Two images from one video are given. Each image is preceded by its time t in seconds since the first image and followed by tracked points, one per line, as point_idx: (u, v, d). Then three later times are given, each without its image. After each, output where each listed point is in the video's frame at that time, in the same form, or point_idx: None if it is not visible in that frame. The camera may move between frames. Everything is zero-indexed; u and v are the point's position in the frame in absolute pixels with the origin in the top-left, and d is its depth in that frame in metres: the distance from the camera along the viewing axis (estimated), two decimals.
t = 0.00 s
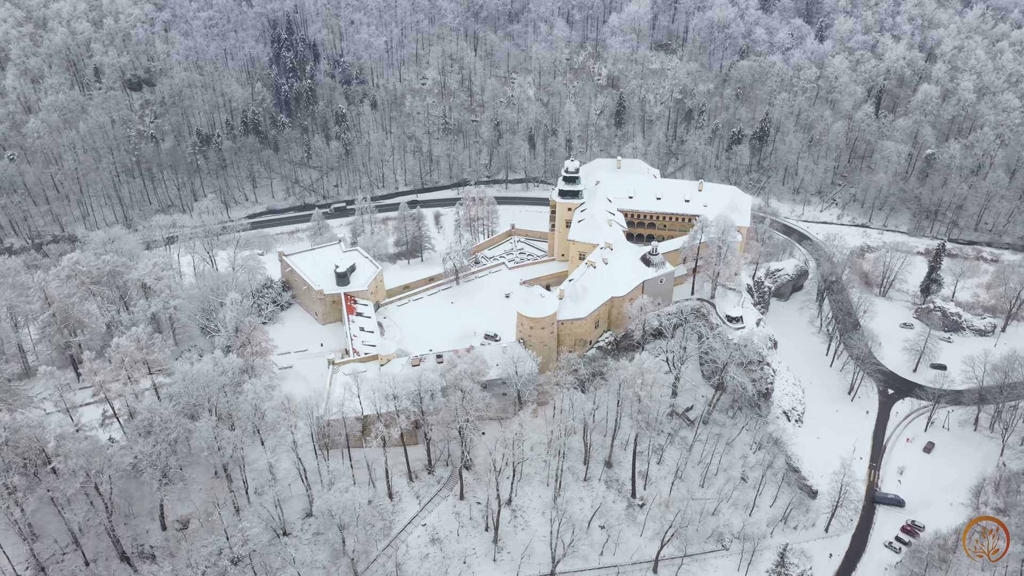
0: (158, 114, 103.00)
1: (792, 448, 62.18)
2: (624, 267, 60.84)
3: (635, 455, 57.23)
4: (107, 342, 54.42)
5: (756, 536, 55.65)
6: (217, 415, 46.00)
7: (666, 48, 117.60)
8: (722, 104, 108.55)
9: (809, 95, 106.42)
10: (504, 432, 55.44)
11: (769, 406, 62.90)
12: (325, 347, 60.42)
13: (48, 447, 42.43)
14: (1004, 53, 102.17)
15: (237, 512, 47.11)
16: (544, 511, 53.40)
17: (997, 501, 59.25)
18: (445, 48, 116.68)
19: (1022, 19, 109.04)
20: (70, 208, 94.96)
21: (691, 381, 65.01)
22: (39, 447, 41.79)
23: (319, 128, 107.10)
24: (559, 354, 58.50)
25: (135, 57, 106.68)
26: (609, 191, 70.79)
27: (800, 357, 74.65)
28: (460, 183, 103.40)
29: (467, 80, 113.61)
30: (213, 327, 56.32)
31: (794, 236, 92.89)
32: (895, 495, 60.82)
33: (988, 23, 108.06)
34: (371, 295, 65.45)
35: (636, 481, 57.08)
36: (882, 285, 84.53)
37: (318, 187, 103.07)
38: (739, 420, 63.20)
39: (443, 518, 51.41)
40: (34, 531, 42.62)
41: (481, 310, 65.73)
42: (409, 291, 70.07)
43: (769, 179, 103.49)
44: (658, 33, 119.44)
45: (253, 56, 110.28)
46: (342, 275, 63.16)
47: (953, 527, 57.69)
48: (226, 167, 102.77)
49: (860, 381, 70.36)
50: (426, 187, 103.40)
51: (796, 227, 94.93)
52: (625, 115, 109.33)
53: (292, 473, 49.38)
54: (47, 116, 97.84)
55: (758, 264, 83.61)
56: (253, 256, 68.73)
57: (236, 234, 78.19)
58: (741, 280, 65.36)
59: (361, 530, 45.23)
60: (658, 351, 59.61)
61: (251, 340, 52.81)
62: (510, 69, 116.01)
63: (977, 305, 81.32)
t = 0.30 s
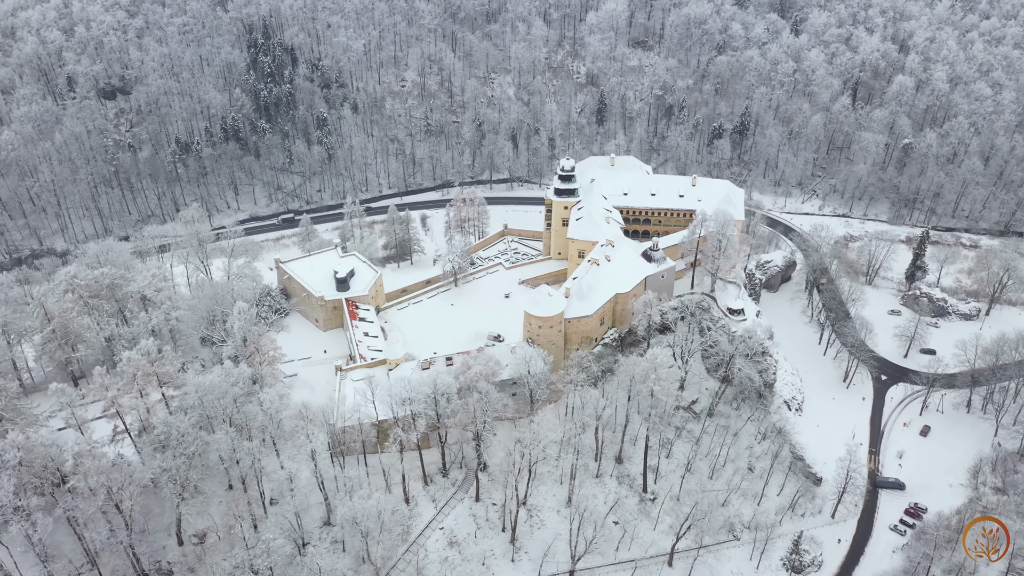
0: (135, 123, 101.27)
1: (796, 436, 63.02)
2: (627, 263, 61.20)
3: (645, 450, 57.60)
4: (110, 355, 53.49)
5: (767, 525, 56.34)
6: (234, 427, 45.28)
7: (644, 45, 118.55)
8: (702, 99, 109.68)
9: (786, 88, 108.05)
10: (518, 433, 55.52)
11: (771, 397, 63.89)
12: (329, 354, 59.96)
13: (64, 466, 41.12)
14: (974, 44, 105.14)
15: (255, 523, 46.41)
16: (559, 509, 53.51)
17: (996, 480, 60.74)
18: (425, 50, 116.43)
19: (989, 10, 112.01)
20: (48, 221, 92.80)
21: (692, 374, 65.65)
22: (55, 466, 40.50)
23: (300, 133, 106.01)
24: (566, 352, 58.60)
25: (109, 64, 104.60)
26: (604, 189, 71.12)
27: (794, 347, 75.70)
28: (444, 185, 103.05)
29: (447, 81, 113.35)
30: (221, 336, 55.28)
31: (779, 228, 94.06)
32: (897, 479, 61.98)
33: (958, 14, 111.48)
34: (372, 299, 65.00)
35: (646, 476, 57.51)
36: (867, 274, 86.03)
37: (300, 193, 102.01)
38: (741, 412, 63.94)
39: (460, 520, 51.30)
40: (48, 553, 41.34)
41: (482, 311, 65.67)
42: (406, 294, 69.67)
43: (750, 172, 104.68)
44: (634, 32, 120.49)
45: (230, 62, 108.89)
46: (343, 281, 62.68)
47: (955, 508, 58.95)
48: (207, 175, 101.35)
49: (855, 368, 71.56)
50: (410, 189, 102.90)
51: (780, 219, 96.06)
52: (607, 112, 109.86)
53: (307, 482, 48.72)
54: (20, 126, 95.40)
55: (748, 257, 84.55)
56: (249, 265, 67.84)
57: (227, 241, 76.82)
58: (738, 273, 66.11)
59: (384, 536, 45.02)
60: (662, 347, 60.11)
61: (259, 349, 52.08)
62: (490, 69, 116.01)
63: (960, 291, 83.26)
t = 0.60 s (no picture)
0: (112, 132, 99.28)
1: (798, 425, 63.88)
2: (628, 259, 61.62)
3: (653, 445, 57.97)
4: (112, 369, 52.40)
5: (776, 514, 57.04)
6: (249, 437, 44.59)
7: (622, 43, 119.55)
8: (682, 95, 110.75)
9: (764, 83, 109.54)
10: (529, 432, 55.52)
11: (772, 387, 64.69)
12: (333, 360, 59.41)
13: (81, 483, 40.24)
14: (945, 36, 108.26)
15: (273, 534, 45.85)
16: (573, 507, 53.70)
17: (992, 460, 62.19)
18: (404, 52, 116.05)
19: (957, 2, 115.18)
20: (26, 234, 90.64)
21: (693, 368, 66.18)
22: (71, 484, 39.62)
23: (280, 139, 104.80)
24: (572, 350, 58.81)
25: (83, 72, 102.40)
26: (598, 186, 71.50)
27: (788, 336, 76.71)
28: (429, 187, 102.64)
29: (427, 82, 112.95)
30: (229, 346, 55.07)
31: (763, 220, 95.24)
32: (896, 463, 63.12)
33: (927, 7, 114.53)
34: (373, 303, 64.55)
35: (655, 471, 57.91)
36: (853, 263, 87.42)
37: (283, 199, 100.84)
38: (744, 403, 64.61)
39: (477, 521, 51.27)
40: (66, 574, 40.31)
41: (483, 312, 65.60)
42: (405, 297, 69.31)
43: (731, 166, 105.86)
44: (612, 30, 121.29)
45: (207, 68, 107.38)
46: (343, 286, 62.07)
47: (954, 489, 60.17)
48: (188, 182, 99.76)
49: (848, 356, 72.70)
50: (394, 192, 102.30)
51: (764, 211, 97.25)
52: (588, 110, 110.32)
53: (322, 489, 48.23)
54: None
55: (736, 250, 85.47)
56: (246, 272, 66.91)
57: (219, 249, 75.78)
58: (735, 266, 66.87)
59: (408, 540, 44.84)
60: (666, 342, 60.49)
61: (268, 357, 51.32)
62: (469, 69, 115.88)
63: (944, 277, 85.06)
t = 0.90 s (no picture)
0: (88, 141, 97.24)
1: (796, 414, 64.81)
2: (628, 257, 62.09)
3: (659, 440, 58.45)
4: (114, 382, 51.40)
5: (783, 503, 57.80)
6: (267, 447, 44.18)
7: (599, 42, 120.91)
8: (661, 92, 111.89)
9: (742, 78, 111.16)
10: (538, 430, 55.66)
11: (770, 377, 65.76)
12: (337, 366, 58.93)
13: (99, 500, 39.35)
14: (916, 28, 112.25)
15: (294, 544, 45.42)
16: (586, 503, 53.99)
17: (985, 442, 63.73)
18: (383, 55, 115.82)
19: None
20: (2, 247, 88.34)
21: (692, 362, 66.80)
22: (90, 502, 38.71)
23: (260, 144, 103.54)
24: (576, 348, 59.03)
25: (55, 81, 100.09)
26: (592, 184, 71.94)
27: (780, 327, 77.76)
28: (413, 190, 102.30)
29: (406, 84, 112.63)
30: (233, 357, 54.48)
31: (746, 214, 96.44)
32: (894, 449, 64.37)
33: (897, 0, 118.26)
34: (373, 307, 64.07)
35: (662, 466, 58.36)
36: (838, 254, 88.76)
37: (264, 206, 99.61)
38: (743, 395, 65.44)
39: (492, 521, 51.32)
40: None
41: (484, 314, 65.54)
42: (403, 300, 68.94)
43: (711, 161, 107.08)
44: (588, 29, 122.33)
45: (184, 75, 105.99)
46: (344, 291, 61.53)
47: (951, 472, 61.52)
48: (167, 192, 98.21)
49: (840, 345, 73.85)
50: (377, 196, 101.74)
51: (746, 204, 98.52)
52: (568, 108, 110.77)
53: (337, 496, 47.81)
54: None
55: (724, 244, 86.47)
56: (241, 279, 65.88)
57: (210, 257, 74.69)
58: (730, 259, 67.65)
59: (432, 544, 44.56)
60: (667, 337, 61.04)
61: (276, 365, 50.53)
62: (448, 70, 115.83)
63: (925, 264, 87.01)
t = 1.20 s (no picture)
0: (62, 151, 94.86)
1: (796, 404, 65.70)
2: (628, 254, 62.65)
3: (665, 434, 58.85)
4: (117, 397, 50.29)
5: (789, 492, 58.51)
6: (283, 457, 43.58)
7: (576, 40, 121.54)
8: (640, 89, 112.73)
9: (719, 73, 112.50)
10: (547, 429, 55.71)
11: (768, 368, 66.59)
12: (341, 372, 58.42)
13: (117, 518, 38.44)
14: (887, 22, 115.18)
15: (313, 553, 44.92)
16: (598, 500, 54.16)
17: (978, 424, 65.23)
18: (361, 57, 115.18)
19: None
20: None
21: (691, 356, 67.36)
22: (109, 521, 37.82)
23: (239, 150, 102.10)
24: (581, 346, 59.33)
25: (25, 89, 97.39)
26: (585, 182, 72.34)
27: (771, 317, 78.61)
28: (396, 192, 101.75)
29: (385, 86, 112.09)
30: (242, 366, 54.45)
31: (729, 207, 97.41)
32: (891, 434, 65.63)
33: None
34: (375, 310, 63.74)
35: (669, 459, 58.73)
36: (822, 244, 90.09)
37: (246, 212, 98.23)
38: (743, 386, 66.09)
39: (507, 522, 51.27)
40: None
41: (484, 314, 65.46)
42: (400, 302, 68.60)
43: (692, 156, 108.14)
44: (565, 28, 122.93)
45: (159, 81, 104.14)
46: (344, 296, 61.04)
47: (947, 455, 62.86)
48: (146, 201, 96.32)
49: (831, 335, 74.82)
50: (360, 199, 100.97)
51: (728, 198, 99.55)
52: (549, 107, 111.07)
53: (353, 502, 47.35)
54: None
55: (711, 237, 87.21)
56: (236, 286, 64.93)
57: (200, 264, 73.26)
58: (725, 253, 68.39)
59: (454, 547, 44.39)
60: (670, 332, 61.50)
61: (286, 373, 49.89)
62: (427, 72, 115.49)
63: (906, 253, 88.83)
